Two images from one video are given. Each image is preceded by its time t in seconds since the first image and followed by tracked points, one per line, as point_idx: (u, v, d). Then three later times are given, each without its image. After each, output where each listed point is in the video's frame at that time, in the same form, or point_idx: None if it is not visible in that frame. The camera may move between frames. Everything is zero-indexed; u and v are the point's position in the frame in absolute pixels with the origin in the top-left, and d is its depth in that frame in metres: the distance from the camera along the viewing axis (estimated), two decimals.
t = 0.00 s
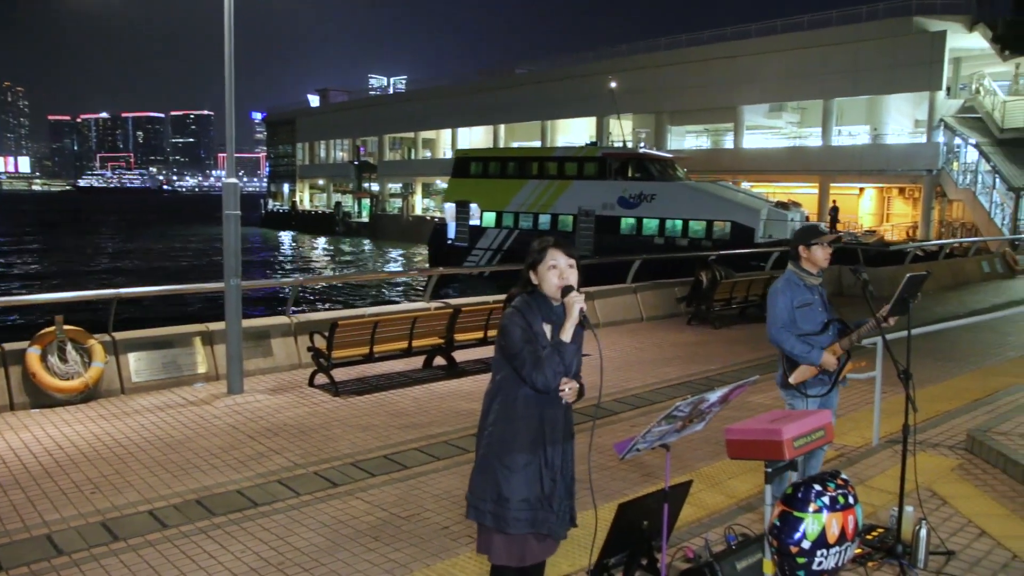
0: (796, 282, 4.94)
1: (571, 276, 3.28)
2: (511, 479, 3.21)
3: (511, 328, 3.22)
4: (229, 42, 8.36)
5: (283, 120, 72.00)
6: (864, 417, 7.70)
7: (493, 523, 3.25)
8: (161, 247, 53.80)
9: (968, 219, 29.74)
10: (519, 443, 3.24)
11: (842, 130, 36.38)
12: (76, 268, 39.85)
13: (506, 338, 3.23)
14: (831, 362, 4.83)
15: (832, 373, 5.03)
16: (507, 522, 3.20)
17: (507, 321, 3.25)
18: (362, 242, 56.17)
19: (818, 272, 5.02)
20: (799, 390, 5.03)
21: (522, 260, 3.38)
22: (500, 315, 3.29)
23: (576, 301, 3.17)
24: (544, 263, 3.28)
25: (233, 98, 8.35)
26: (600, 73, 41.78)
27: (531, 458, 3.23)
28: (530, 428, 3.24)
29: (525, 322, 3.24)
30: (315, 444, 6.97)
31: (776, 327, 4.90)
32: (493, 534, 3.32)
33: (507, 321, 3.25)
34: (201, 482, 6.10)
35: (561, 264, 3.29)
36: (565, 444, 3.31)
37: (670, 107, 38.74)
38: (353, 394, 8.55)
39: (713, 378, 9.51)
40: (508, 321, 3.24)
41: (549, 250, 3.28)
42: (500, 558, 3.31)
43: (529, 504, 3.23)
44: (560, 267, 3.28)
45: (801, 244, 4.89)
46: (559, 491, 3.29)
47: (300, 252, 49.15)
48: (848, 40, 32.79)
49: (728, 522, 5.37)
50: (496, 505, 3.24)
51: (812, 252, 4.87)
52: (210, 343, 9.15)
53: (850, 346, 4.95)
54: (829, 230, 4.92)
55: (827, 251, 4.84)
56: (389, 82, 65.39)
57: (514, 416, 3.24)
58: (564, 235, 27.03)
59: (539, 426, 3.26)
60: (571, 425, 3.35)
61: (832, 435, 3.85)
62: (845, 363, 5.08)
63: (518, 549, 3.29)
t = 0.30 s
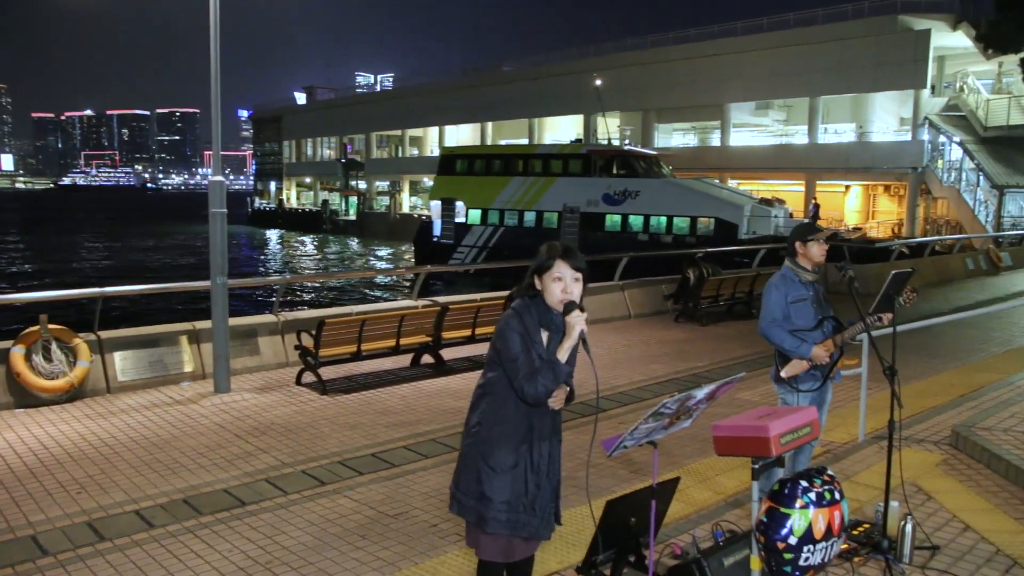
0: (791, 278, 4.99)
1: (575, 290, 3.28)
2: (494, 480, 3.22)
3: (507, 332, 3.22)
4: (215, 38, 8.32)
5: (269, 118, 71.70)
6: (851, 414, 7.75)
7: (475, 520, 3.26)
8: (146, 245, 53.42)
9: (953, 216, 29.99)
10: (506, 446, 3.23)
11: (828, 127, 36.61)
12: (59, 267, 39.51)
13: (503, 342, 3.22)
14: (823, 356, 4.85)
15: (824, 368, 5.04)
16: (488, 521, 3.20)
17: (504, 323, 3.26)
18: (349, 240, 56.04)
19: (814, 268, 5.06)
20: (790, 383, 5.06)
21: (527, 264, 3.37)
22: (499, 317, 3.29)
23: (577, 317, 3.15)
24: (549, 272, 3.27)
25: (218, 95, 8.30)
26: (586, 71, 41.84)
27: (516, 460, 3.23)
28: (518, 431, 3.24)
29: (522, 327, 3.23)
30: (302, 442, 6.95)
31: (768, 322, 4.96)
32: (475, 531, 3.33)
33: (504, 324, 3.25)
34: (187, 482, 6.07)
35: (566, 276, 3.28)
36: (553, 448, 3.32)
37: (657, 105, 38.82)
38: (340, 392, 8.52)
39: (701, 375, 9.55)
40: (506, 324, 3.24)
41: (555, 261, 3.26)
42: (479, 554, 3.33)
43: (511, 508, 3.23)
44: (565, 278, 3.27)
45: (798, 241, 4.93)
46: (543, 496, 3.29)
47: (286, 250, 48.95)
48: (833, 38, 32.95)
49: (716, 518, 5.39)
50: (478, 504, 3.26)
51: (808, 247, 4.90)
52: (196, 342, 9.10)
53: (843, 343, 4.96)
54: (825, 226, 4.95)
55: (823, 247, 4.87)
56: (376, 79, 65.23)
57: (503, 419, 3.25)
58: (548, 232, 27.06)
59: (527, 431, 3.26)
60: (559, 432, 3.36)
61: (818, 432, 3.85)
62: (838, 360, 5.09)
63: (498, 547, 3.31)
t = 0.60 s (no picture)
0: (788, 272, 5.01)
1: (583, 305, 3.22)
2: (481, 479, 3.24)
3: (509, 336, 3.21)
4: (205, 33, 8.28)
5: (261, 114, 71.47)
6: (842, 409, 7.78)
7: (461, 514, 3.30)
8: (137, 242, 53.16)
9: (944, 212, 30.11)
10: (496, 448, 3.24)
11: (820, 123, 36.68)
12: (49, 263, 39.27)
13: (504, 346, 3.21)
14: (817, 350, 4.86)
15: (819, 362, 5.05)
16: (472, 518, 3.23)
17: (506, 326, 3.24)
18: (341, 236, 55.89)
19: (813, 264, 5.08)
20: (785, 376, 5.06)
21: (538, 271, 3.32)
22: (502, 320, 3.26)
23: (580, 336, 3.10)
24: (559, 283, 3.22)
25: (210, 91, 8.26)
26: (578, 67, 41.82)
27: (505, 461, 3.24)
28: (509, 433, 3.25)
29: (524, 334, 3.21)
30: (295, 439, 6.94)
31: (764, 315, 4.97)
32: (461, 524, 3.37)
33: (506, 328, 3.24)
34: (180, 479, 6.06)
35: (576, 290, 3.23)
36: (544, 453, 3.32)
37: (649, 101, 38.83)
38: (333, 388, 8.52)
39: (693, 370, 9.57)
40: (508, 329, 3.22)
41: (567, 274, 3.20)
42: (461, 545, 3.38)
43: (496, 508, 3.25)
44: (574, 292, 3.21)
45: (797, 236, 4.96)
46: (530, 500, 3.30)
47: (278, 246, 48.82)
48: (825, 35, 32.99)
49: (709, 513, 5.41)
50: (464, 499, 3.29)
51: (806, 243, 4.92)
52: (188, 339, 9.08)
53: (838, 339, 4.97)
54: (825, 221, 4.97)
55: (822, 242, 4.88)
56: (368, 75, 65.06)
57: (497, 422, 3.24)
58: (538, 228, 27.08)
59: (520, 434, 3.26)
60: (552, 438, 3.34)
61: (810, 427, 3.85)
62: (833, 355, 5.09)
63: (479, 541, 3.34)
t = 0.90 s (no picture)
0: (785, 267, 5.02)
1: (587, 320, 3.20)
2: (472, 480, 3.25)
3: (509, 342, 3.19)
4: (197, 29, 8.24)
5: (254, 109, 71.24)
6: (834, 404, 7.81)
7: (448, 511, 3.32)
8: (129, 238, 52.93)
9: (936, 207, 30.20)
10: (490, 451, 3.25)
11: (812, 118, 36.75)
12: (40, 260, 39.08)
13: (504, 353, 3.19)
14: (809, 345, 4.87)
15: (812, 357, 5.06)
16: (459, 516, 3.25)
17: (505, 331, 3.22)
18: (335, 232, 55.77)
19: (810, 260, 5.08)
20: (779, 370, 5.07)
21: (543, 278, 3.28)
22: (503, 325, 3.24)
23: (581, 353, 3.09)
24: (564, 295, 3.19)
25: (202, 86, 8.24)
26: (571, 62, 41.77)
27: (497, 464, 3.25)
28: (503, 437, 3.25)
29: (524, 342, 3.19)
30: (288, 435, 6.94)
31: (757, 309, 4.97)
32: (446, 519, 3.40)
33: (506, 333, 3.21)
34: (173, 475, 6.05)
35: (581, 305, 3.20)
36: (536, 458, 3.33)
37: (643, 96, 38.81)
38: (327, 384, 8.51)
39: (686, 366, 9.59)
40: (508, 334, 3.20)
41: (574, 288, 3.17)
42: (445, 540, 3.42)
43: (485, 509, 3.27)
44: (579, 307, 3.19)
45: (794, 231, 4.96)
46: (520, 502, 3.32)
47: (271, 242, 48.65)
48: (818, 30, 33.02)
49: (702, 508, 5.42)
50: (453, 496, 3.31)
51: (803, 239, 4.93)
52: (181, 335, 9.05)
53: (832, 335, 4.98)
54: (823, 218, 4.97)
55: (818, 238, 4.89)
56: (361, 71, 64.91)
57: (492, 426, 3.24)
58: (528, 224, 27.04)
59: (513, 438, 3.27)
60: (544, 443, 3.35)
61: (803, 421, 3.85)
62: (827, 351, 5.11)
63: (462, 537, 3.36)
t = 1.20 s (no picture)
0: (778, 262, 5.04)
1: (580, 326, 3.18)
2: (458, 477, 3.26)
3: (500, 343, 3.18)
4: (186, 23, 8.20)
5: (245, 105, 70.96)
6: (824, 398, 7.85)
7: (432, 504, 3.35)
8: (119, 234, 52.63)
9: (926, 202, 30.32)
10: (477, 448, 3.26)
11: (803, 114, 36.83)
12: (29, 256, 38.87)
13: (494, 353, 3.19)
14: (800, 339, 4.89)
15: (803, 352, 5.07)
16: (442, 511, 3.27)
17: (497, 331, 3.22)
18: (326, 228, 55.62)
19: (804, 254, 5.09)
20: (770, 364, 5.09)
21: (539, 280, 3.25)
22: (494, 324, 3.23)
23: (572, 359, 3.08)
24: (559, 300, 3.16)
25: (192, 81, 8.20)
26: (563, 57, 41.73)
27: (482, 463, 3.26)
28: (490, 436, 3.26)
29: (516, 343, 3.19)
30: (279, 431, 6.93)
31: (750, 303, 5.00)
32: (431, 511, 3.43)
33: (498, 333, 3.20)
34: (164, 471, 6.04)
35: (576, 312, 3.18)
36: (523, 457, 3.34)
37: (634, 91, 38.82)
38: (317, 379, 8.51)
39: (677, 360, 9.62)
40: (499, 335, 3.20)
41: (571, 294, 3.13)
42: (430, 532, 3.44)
43: (469, 506, 3.28)
44: (574, 313, 3.16)
45: (788, 226, 4.97)
46: (504, 500, 3.34)
47: (262, 237, 48.48)
48: (809, 25, 33.07)
49: (693, 502, 5.45)
50: (438, 491, 3.33)
51: (796, 233, 4.94)
52: (171, 331, 9.03)
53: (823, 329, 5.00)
54: (816, 212, 4.98)
55: (812, 233, 4.90)
56: (352, 66, 64.71)
57: (478, 424, 3.26)
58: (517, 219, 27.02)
59: (499, 437, 3.27)
60: (532, 442, 3.36)
61: (793, 415, 3.86)
62: (818, 346, 5.12)
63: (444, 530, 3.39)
